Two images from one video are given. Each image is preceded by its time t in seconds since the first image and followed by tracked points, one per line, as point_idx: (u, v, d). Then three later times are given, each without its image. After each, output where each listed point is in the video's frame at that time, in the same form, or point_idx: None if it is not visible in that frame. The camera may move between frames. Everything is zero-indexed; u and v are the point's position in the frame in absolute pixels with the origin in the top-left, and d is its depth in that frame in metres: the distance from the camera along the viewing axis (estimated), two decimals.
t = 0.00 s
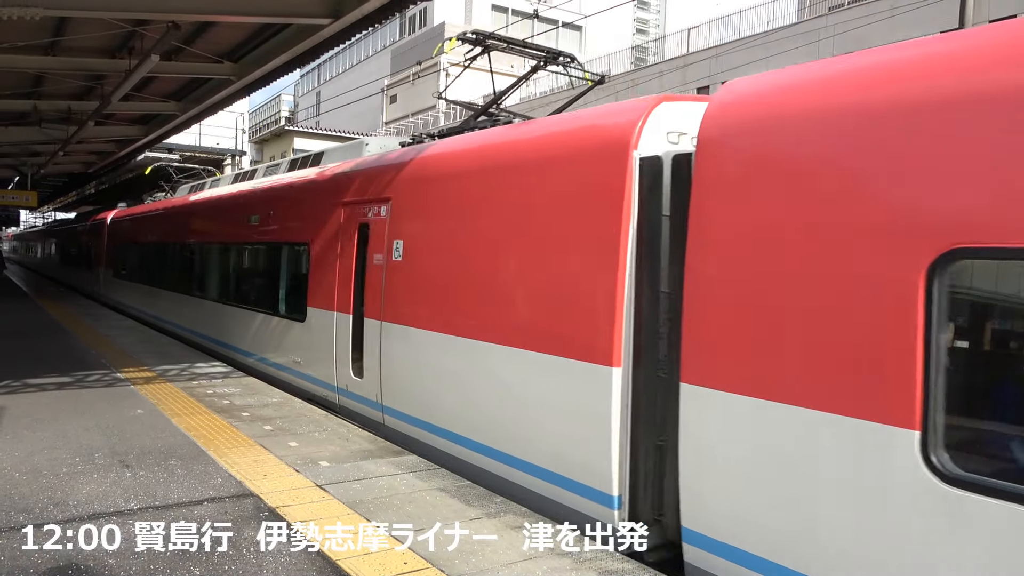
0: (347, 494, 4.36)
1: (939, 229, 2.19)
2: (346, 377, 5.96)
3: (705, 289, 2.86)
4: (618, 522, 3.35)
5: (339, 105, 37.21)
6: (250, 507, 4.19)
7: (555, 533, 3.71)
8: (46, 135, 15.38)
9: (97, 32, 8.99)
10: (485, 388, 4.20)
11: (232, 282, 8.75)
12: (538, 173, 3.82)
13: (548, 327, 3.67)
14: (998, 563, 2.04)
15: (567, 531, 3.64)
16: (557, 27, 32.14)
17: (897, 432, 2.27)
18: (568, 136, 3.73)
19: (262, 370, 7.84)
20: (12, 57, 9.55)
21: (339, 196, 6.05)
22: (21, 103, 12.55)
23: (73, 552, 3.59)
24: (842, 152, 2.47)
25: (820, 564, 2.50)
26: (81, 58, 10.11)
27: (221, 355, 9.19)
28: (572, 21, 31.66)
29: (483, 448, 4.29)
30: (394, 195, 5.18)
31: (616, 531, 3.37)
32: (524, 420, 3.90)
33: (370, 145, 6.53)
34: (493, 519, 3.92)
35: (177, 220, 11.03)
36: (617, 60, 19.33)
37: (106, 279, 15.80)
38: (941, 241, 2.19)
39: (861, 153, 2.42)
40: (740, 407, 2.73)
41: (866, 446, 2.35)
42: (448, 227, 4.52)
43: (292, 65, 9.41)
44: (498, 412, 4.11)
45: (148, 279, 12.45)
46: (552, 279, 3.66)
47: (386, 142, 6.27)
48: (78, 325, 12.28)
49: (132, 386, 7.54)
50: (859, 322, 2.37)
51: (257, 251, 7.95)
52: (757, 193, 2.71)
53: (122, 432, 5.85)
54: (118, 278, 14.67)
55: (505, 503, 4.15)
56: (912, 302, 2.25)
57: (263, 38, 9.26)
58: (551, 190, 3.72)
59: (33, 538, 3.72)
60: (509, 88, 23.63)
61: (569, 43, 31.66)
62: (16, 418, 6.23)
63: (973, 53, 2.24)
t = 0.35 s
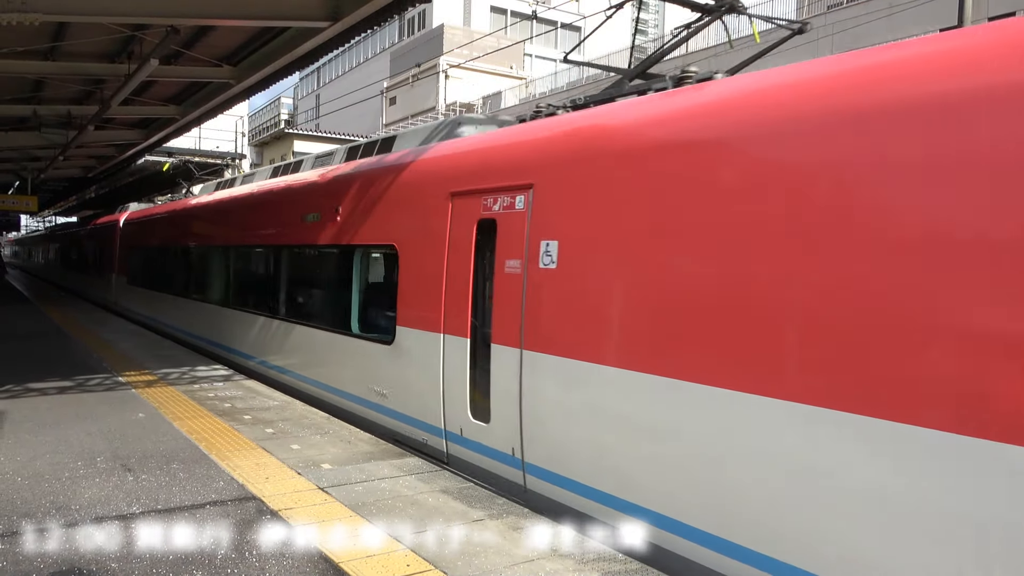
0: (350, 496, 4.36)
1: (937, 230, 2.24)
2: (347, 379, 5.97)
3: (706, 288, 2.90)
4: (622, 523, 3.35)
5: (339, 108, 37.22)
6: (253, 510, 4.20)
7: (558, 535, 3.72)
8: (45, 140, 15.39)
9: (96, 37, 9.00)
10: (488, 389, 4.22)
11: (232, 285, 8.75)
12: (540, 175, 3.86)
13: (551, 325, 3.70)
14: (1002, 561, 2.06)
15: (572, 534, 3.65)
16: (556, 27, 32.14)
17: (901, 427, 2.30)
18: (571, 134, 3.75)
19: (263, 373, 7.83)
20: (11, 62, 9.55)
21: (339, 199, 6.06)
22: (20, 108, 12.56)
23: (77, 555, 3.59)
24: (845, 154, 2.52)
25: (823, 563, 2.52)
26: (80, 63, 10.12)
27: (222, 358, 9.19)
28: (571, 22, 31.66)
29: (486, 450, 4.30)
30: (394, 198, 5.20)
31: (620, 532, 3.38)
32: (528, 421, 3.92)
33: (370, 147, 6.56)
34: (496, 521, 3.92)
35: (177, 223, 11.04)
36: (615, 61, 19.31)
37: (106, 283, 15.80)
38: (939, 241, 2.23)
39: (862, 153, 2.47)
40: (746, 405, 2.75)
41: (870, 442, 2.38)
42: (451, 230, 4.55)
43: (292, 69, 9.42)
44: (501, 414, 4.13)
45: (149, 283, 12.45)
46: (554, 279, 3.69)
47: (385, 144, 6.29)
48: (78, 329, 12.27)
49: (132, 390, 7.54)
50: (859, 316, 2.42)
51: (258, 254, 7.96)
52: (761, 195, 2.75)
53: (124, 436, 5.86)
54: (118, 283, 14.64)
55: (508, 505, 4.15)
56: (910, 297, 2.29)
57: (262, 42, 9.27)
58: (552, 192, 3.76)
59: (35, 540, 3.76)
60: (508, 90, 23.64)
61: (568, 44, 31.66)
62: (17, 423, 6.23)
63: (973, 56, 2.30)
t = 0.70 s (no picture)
0: (352, 498, 4.36)
1: (938, 230, 2.24)
2: (349, 380, 5.96)
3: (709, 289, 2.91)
4: (626, 525, 3.35)
5: (340, 109, 37.22)
6: (255, 511, 4.19)
7: (561, 536, 3.71)
8: (47, 142, 15.41)
9: (98, 39, 9.00)
10: (492, 390, 4.23)
11: (234, 286, 8.75)
12: (541, 176, 3.86)
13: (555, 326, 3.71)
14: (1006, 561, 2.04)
15: (575, 536, 3.64)
16: (557, 28, 32.12)
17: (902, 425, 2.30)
18: (572, 135, 3.74)
19: (265, 374, 7.83)
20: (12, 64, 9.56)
21: (340, 200, 6.06)
22: (21, 110, 12.57)
23: (79, 557, 3.59)
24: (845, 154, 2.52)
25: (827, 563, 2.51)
26: (82, 65, 10.13)
27: (223, 359, 9.19)
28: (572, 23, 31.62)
29: (489, 451, 4.30)
30: (394, 199, 5.20)
31: (623, 534, 3.37)
32: (532, 422, 3.92)
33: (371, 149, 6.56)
34: (498, 522, 3.92)
35: (179, 225, 11.04)
36: (617, 61, 19.26)
37: (108, 285, 15.81)
38: (941, 241, 2.23)
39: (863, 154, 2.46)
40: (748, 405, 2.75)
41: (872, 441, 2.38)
42: (451, 232, 4.55)
43: (292, 70, 9.42)
44: (504, 415, 4.13)
45: (150, 285, 12.46)
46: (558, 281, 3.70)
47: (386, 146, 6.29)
48: (81, 331, 12.28)
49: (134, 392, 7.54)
50: (861, 318, 2.42)
51: (259, 256, 7.96)
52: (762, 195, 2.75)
53: (126, 438, 5.86)
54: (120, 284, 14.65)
55: (510, 506, 4.15)
56: (913, 299, 2.29)
57: (263, 43, 9.27)
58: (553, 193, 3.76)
59: (36, 542, 3.76)
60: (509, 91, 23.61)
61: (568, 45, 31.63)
62: (20, 425, 6.23)
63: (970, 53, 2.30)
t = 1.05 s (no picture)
0: (355, 498, 4.37)
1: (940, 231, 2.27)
2: (352, 381, 5.97)
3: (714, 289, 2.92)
4: (628, 525, 3.35)
5: (342, 110, 37.24)
6: (259, 511, 4.20)
7: (565, 535, 3.72)
8: (50, 143, 15.44)
9: (102, 40, 9.02)
10: (498, 389, 4.24)
11: (237, 287, 8.76)
12: (543, 176, 3.87)
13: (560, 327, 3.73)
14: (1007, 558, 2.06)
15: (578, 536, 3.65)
16: (559, 29, 32.09)
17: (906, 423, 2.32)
18: (574, 135, 3.77)
19: (268, 375, 7.84)
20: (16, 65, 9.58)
21: (343, 200, 6.07)
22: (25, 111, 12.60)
23: (85, 557, 3.61)
24: (848, 154, 2.54)
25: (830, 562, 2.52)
26: (86, 66, 10.15)
27: (227, 360, 9.20)
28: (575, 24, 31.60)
29: (492, 451, 4.30)
30: (397, 200, 5.21)
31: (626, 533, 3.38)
32: (535, 422, 3.93)
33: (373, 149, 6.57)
34: (502, 522, 3.92)
35: (182, 226, 11.06)
36: (619, 62, 19.23)
37: (111, 286, 15.82)
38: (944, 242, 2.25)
39: (870, 152, 2.47)
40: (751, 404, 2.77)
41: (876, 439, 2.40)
42: (454, 232, 4.56)
43: (295, 71, 9.43)
44: (507, 415, 4.14)
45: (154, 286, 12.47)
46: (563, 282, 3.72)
47: (389, 146, 6.30)
48: (84, 331, 12.30)
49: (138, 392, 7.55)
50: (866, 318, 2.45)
51: (262, 256, 7.98)
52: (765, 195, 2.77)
53: (130, 438, 5.87)
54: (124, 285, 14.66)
55: (513, 506, 4.15)
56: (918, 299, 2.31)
57: (266, 44, 9.28)
58: (557, 193, 3.77)
59: (41, 542, 3.77)
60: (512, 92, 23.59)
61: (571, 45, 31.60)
62: (24, 425, 6.25)
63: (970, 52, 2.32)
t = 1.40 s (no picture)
0: (372, 501, 4.42)
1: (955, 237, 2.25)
2: (369, 384, 6.02)
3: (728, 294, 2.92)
4: (642, 530, 3.37)
5: (357, 113, 37.46)
6: (278, 514, 4.26)
7: (580, 539, 3.75)
8: (70, 149, 15.65)
9: (121, 50, 9.15)
10: (512, 394, 4.26)
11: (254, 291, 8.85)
12: (557, 181, 3.88)
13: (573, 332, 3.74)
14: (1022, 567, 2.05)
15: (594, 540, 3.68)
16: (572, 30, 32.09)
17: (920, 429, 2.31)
18: (587, 140, 3.77)
19: (285, 378, 7.92)
20: (38, 75, 9.74)
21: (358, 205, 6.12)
22: (46, 119, 12.80)
23: (109, 559, 3.68)
24: (861, 158, 2.53)
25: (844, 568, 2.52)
26: (105, 74, 10.29)
27: (245, 363, 9.30)
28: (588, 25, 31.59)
29: (507, 455, 4.33)
30: (412, 205, 5.25)
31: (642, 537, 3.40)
32: (549, 426, 3.95)
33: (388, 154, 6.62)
34: (518, 526, 3.95)
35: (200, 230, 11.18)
36: (633, 63, 19.23)
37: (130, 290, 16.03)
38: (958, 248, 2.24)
39: (881, 155, 2.47)
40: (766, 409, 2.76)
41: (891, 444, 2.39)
42: (468, 237, 4.59)
43: (311, 77, 9.51)
44: (522, 420, 4.16)
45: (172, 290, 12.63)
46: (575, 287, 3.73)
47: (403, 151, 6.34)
48: (104, 335, 12.47)
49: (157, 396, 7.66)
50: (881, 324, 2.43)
51: (279, 260, 8.05)
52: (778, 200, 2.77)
53: (151, 441, 5.96)
54: (143, 288, 14.84)
55: (529, 510, 4.18)
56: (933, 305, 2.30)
57: (282, 51, 9.37)
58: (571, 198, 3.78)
59: (65, 546, 3.85)
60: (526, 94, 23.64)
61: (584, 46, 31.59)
62: (48, 428, 6.36)
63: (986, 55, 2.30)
